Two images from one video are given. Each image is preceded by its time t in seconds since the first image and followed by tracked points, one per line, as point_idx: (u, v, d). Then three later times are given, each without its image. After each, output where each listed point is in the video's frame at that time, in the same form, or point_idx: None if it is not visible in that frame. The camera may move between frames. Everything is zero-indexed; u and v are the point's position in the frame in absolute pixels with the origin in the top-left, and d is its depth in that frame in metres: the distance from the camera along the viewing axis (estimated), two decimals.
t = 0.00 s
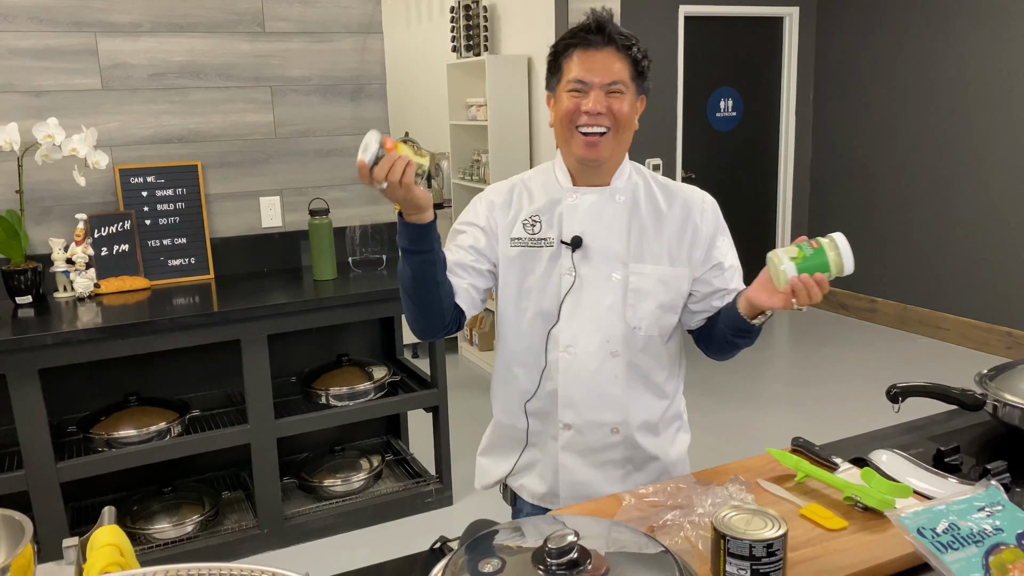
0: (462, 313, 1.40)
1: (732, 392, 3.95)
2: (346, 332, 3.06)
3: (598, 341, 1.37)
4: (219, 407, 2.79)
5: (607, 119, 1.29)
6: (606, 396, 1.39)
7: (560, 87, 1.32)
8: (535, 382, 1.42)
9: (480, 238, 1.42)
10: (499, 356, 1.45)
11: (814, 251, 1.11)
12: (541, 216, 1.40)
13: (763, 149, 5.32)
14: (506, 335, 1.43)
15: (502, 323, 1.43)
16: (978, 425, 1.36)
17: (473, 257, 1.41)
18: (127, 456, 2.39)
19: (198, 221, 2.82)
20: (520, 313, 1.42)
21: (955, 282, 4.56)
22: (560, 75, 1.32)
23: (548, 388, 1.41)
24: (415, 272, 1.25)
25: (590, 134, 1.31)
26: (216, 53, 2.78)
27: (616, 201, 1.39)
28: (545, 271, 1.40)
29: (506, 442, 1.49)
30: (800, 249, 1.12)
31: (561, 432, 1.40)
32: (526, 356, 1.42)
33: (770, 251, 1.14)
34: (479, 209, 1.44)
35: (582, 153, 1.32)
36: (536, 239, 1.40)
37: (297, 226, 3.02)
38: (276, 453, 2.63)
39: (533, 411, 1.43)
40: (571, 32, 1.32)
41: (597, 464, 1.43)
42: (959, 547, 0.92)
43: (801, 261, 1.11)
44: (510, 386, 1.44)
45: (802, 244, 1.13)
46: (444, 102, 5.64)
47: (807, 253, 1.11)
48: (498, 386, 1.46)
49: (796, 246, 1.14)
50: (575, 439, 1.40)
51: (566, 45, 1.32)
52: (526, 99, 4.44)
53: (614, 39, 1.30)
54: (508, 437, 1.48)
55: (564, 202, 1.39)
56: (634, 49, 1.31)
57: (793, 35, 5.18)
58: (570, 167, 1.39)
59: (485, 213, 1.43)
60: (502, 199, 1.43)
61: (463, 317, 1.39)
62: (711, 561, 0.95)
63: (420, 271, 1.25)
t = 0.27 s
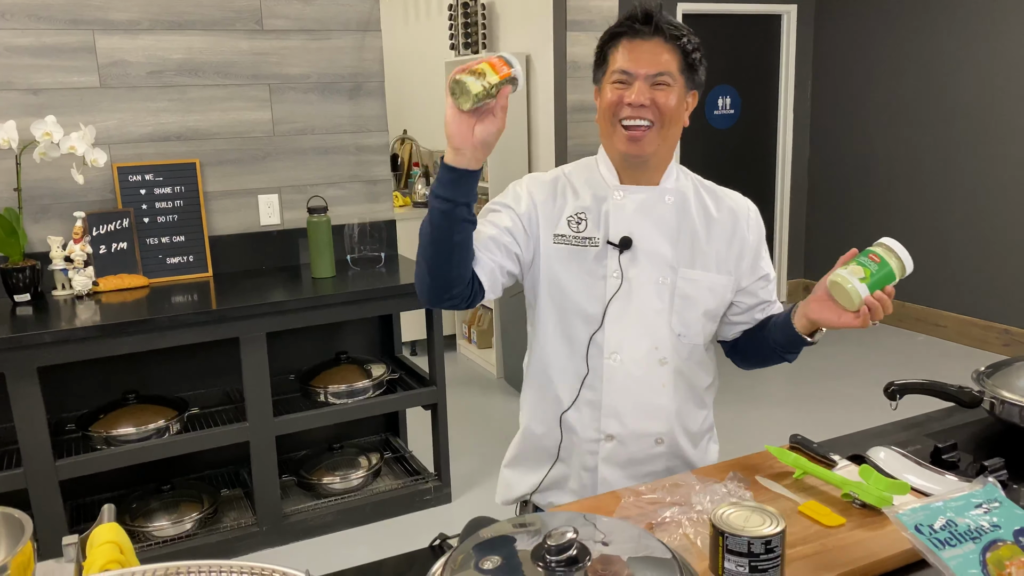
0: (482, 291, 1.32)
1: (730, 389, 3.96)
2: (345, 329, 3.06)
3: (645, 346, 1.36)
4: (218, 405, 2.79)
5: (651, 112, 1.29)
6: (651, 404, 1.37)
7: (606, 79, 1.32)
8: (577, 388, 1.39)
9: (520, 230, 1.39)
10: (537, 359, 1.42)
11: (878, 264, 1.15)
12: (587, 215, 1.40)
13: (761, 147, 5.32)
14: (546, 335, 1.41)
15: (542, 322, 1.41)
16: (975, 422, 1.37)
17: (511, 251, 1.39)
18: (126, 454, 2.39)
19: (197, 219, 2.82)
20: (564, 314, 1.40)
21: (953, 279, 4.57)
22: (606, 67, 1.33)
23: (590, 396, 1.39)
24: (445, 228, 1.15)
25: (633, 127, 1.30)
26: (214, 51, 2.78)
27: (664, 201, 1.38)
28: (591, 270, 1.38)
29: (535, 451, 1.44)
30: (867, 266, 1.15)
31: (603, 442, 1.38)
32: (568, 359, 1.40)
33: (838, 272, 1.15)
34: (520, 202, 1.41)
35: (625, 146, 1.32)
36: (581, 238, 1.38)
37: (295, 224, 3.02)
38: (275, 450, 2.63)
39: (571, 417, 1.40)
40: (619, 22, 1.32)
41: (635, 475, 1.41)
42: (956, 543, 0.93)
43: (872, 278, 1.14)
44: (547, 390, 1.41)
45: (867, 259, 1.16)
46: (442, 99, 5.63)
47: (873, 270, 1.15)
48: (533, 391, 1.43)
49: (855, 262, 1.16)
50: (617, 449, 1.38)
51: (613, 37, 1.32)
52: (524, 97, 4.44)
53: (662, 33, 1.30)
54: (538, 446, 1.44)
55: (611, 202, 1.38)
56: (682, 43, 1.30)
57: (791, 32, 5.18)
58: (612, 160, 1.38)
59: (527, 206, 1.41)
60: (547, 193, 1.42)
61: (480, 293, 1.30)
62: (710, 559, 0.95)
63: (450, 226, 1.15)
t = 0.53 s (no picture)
0: (485, 289, 1.27)
1: (727, 386, 3.97)
2: (341, 327, 3.05)
3: (656, 353, 1.35)
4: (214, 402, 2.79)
5: (674, 122, 1.24)
6: (662, 411, 1.36)
7: (626, 79, 1.25)
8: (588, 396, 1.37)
9: (525, 230, 1.35)
10: (544, 365, 1.38)
11: (878, 272, 1.14)
12: (595, 216, 1.36)
13: (757, 144, 5.33)
14: (554, 341, 1.37)
15: (548, 328, 1.37)
16: (971, 419, 1.37)
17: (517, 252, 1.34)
18: (122, 452, 2.39)
19: (193, 216, 2.81)
20: (572, 319, 1.36)
21: (948, 277, 4.58)
22: (627, 66, 1.25)
23: (600, 403, 1.37)
24: (451, 220, 1.11)
25: (652, 135, 1.26)
26: (209, 47, 2.77)
27: (673, 202, 1.36)
28: (600, 274, 1.36)
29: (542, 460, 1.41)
30: (867, 276, 1.14)
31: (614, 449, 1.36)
32: (577, 367, 1.37)
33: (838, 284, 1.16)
34: (525, 201, 1.36)
35: (642, 153, 1.28)
36: (591, 239, 1.36)
37: (292, 221, 3.01)
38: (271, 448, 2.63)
39: (581, 427, 1.37)
40: (644, 19, 1.24)
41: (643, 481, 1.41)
42: (951, 540, 0.93)
43: (871, 292, 1.14)
44: (556, 398, 1.38)
45: (867, 267, 1.15)
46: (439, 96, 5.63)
47: (874, 279, 1.14)
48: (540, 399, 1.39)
49: (856, 270, 1.16)
50: (627, 456, 1.37)
51: (639, 36, 1.23)
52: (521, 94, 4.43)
53: (692, 37, 1.22)
54: (544, 455, 1.40)
55: (619, 202, 1.35)
56: (711, 49, 1.23)
57: (788, 29, 5.18)
58: (625, 162, 1.34)
59: (531, 205, 1.36)
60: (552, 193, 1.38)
61: (484, 293, 1.26)
62: (705, 556, 0.95)
63: (455, 217, 1.11)
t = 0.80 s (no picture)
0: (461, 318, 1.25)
1: (724, 384, 3.97)
2: (339, 325, 3.05)
3: (645, 364, 1.35)
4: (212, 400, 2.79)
5: (673, 160, 1.20)
6: (656, 421, 1.36)
7: (626, 114, 1.16)
8: (582, 417, 1.35)
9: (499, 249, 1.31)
10: (535, 390, 1.35)
11: (846, 278, 1.12)
12: (572, 230, 1.34)
13: (754, 142, 5.33)
14: (544, 365, 1.34)
15: (535, 351, 1.34)
16: (967, 418, 1.37)
17: (490, 275, 1.30)
18: (119, 450, 2.39)
19: (190, 214, 2.81)
20: (561, 340, 1.34)
21: (945, 275, 4.59)
22: (626, 99, 1.16)
23: (595, 423, 1.34)
24: (430, 250, 1.10)
25: (650, 171, 1.21)
26: (206, 46, 2.77)
27: (649, 209, 1.35)
28: (584, 290, 1.34)
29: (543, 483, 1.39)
30: (840, 288, 1.13)
31: (612, 467, 1.35)
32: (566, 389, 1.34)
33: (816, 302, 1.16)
34: (496, 220, 1.32)
35: (638, 186, 1.24)
36: (570, 255, 1.33)
37: (289, 219, 3.01)
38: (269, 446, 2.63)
39: (580, 448, 1.35)
40: (649, 49, 1.14)
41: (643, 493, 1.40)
42: (949, 539, 0.93)
43: (847, 300, 1.13)
44: (552, 422, 1.35)
45: (836, 280, 1.13)
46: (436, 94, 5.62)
47: (846, 287, 1.12)
48: (535, 424, 1.36)
49: (825, 282, 1.15)
50: (626, 472, 1.36)
51: (644, 68, 1.13)
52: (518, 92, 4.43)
53: (696, 70, 1.15)
54: (545, 478, 1.38)
55: (597, 214, 1.33)
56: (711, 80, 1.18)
57: (785, 28, 5.18)
58: (613, 184, 1.28)
59: (503, 224, 1.32)
60: (524, 209, 1.33)
61: (461, 322, 1.24)
62: (704, 556, 0.95)
63: (433, 251, 1.10)
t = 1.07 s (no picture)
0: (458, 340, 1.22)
1: (721, 381, 3.98)
2: (336, 323, 3.05)
3: (642, 370, 1.33)
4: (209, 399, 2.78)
5: (667, 152, 1.19)
6: (652, 425, 1.35)
7: (616, 107, 1.16)
8: (576, 426, 1.33)
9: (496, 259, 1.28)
10: (527, 399, 1.33)
11: (854, 343, 1.03)
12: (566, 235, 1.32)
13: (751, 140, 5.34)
14: (538, 374, 1.31)
15: (527, 361, 1.31)
16: (965, 415, 1.38)
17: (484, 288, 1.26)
18: (116, 449, 2.38)
19: (186, 213, 2.80)
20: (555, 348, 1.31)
21: (942, 272, 4.60)
22: (615, 93, 1.15)
23: (590, 432, 1.33)
24: (469, 310, 1.04)
25: (643, 166, 1.20)
26: (202, 43, 2.76)
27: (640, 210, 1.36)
28: (579, 295, 1.32)
29: (534, 491, 1.38)
30: (851, 354, 1.04)
31: (608, 472, 1.34)
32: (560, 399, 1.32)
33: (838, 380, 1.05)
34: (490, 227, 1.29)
35: (632, 182, 1.23)
36: (564, 262, 1.30)
37: (286, 217, 3.00)
38: (266, 444, 2.62)
39: (574, 455, 1.34)
40: (633, 41, 1.13)
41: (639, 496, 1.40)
42: (947, 536, 0.93)
43: (865, 366, 1.03)
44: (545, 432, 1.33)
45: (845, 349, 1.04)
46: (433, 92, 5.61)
47: (859, 352, 1.03)
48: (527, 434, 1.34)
49: (834, 354, 1.05)
50: (622, 477, 1.35)
51: (631, 58, 1.13)
52: (515, 90, 4.43)
53: (684, 57, 1.15)
54: (537, 486, 1.37)
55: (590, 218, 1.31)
56: (699, 68, 1.18)
57: (781, 25, 5.18)
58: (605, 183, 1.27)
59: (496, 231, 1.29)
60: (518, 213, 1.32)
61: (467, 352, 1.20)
62: (703, 554, 0.95)
63: (472, 312, 1.04)
